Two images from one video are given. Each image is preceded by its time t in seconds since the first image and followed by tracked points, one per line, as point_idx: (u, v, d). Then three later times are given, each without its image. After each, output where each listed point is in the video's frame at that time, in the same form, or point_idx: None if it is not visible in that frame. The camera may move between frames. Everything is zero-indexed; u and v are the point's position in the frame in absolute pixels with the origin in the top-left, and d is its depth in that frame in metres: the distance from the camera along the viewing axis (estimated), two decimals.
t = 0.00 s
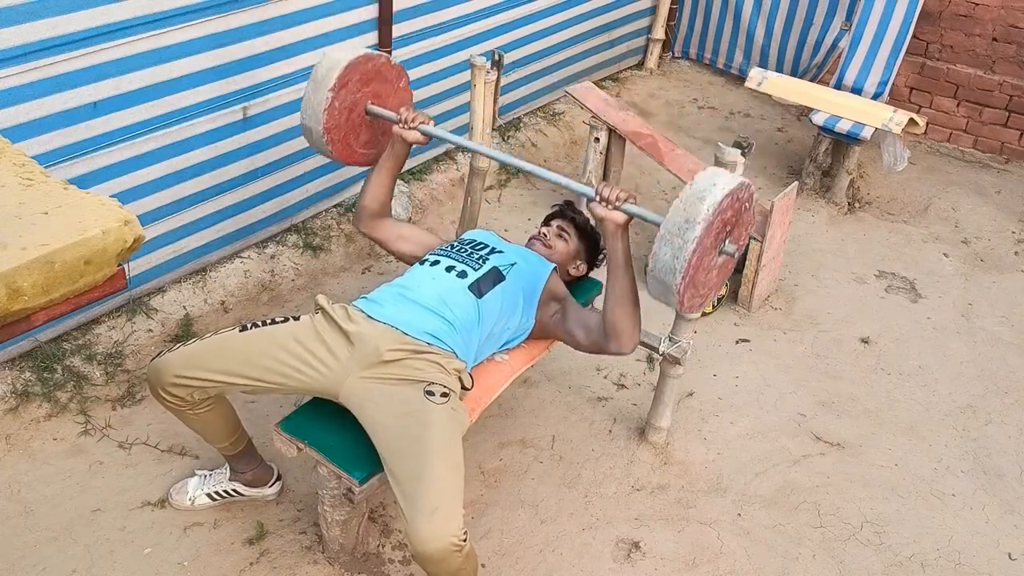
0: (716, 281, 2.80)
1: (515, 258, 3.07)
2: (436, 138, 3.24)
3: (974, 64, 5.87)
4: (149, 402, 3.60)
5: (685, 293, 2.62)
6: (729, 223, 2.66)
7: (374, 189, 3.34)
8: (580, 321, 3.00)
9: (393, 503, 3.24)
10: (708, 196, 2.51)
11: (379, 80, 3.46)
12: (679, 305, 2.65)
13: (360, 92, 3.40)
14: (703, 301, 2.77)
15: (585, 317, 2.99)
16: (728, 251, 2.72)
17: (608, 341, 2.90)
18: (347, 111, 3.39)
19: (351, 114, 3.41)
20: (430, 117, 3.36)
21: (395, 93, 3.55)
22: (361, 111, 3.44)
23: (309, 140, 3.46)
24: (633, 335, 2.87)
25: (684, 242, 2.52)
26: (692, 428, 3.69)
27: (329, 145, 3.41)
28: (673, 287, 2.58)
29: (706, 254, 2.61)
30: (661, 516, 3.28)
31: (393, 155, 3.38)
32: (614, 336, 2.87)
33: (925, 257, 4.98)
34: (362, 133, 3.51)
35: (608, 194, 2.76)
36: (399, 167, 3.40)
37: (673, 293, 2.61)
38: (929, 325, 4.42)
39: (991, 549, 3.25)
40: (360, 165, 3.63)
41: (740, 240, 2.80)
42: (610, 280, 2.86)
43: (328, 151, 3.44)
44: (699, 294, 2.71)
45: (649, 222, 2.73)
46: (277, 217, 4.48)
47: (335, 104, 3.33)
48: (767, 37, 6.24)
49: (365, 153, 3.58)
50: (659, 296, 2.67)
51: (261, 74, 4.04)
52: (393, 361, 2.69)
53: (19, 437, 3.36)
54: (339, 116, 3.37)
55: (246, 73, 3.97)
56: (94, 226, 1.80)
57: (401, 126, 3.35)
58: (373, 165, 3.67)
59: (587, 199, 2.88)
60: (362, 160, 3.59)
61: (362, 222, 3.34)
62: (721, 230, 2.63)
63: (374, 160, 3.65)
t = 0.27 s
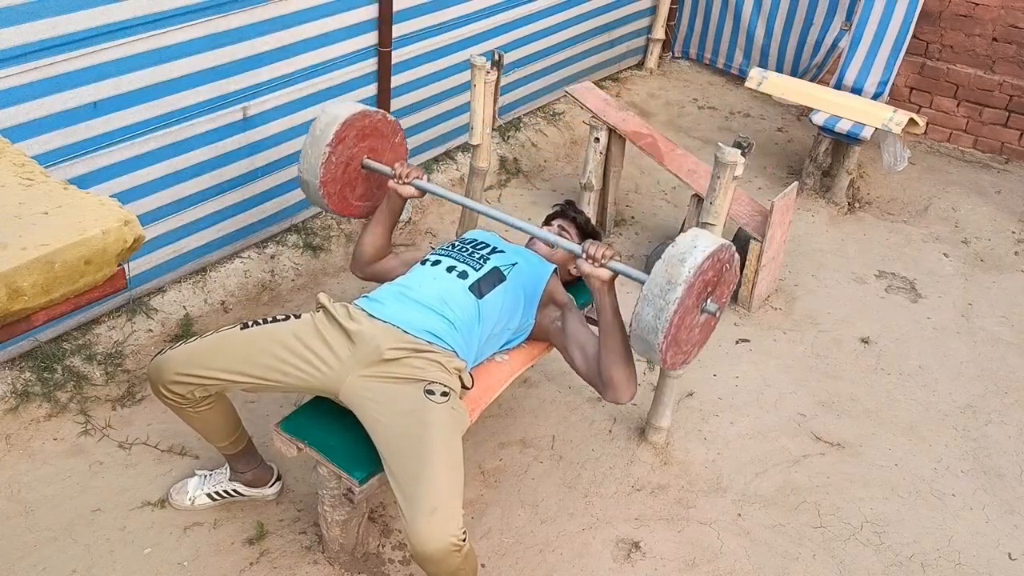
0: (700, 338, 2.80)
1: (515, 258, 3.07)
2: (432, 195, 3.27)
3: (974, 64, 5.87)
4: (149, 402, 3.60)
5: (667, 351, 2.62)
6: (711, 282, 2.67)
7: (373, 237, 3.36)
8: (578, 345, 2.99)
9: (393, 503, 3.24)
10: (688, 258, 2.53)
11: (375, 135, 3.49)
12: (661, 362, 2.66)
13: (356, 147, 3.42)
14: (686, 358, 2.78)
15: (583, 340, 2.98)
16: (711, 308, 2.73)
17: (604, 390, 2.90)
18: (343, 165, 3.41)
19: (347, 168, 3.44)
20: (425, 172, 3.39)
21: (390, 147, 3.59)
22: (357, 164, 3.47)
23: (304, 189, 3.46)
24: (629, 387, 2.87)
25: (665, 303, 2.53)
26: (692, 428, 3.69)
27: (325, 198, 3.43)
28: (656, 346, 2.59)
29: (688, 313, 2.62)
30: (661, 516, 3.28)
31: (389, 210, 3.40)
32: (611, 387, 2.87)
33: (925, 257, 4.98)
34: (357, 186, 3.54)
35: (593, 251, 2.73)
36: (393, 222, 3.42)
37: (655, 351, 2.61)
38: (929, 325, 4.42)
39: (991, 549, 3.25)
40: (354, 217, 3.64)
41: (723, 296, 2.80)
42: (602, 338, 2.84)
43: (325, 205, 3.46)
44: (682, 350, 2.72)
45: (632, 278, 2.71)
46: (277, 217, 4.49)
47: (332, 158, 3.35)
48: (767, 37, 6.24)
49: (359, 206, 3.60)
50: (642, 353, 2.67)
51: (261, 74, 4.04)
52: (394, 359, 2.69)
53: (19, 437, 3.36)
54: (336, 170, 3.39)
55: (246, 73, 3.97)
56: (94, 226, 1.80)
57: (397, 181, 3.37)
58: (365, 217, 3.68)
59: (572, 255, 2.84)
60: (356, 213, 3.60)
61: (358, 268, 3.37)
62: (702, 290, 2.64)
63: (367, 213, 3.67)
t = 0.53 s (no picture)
0: (697, 335, 2.83)
1: (516, 257, 3.08)
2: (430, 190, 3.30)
3: (974, 64, 5.87)
4: (149, 402, 3.60)
5: (664, 346, 2.64)
6: (708, 278, 2.70)
7: (372, 233, 3.39)
8: (578, 343, 3.00)
9: (393, 503, 3.24)
10: (686, 252, 2.55)
11: (373, 132, 3.53)
12: (658, 358, 2.67)
13: (355, 143, 3.46)
14: (683, 355, 2.80)
15: (583, 339, 2.99)
16: (708, 304, 2.75)
17: (604, 388, 2.89)
18: (342, 162, 3.45)
19: (346, 164, 3.48)
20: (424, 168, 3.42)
21: (389, 143, 3.63)
22: (357, 161, 3.51)
23: (305, 187, 3.50)
24: (630, 385, 2.86)
25: (662, 298, 2.55)
26: (692, 428, 3.69)
27: (325, 195, 3.47)
28: (653, 341, 2.60)
29: (685, 308, 2.64)
30: (661, 516, 3.28)
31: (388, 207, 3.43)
32: (611, 385, 2.87)
33: (925, 257, 4.98)
34: (357, 183, 3.57)
35: (591, 247, 2.76)
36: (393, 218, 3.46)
37: (652, 347, 2.63)
38: (929, 325, 4.42)
39: (991, 549, 3.25)
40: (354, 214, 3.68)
41: (720, 294, 2.83)
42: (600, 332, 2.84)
43: (325, 202, 3.49)
44: (678, 347, 2.74)
45: (630, 275, 2.74)
46: (277, 217, 4.49)
47: (331, 154, 3.39)
48: (767, 37, 6.24)
49: (359, 203, 3.64)
50: (638, 349, 2.69)
51: (261, 74, 4.04)
52: (395, 358, 2.69)
53: (19, 437, 3.36)
54: (335, 166, 3.43)
55: (246, 73, 3.97)
56: (94, 226, 1.80)
57: (395, 178, 3.41)
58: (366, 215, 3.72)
59: (570, 251, 2.86)
60: (357, 210, 3.64)
61: (357, 265, 3.41)
62: (699, 286, 2.66)
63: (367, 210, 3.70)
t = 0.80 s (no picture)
0: (725, 261, 2.74)
1: (517, 255, 3.07)
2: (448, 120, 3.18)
3: (974, 64, 5.87)
4: (149, 402, 3.60)
5: (695, 267, 2.55)
6: (740, 197, 2.62)
7: (384, 169, 3.31)
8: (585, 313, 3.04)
9: (393, 503, 3.24)
10: (720, 165, 2.47)
11: (390, 63, 3.42)
12: (687, 281, 2.58)
13: (371, 72, 3.35)
14: (711, 280, 2.71)
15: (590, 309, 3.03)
16: (737, 228, 2.67)
17: (618, 322, 2.89)
18: (358, 90, 3.33)
19: (361, 94, 3.36)
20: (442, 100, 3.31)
21: (405, 78, 3.52)
22: (372, 92, 3.39)
23: (317, 118, 3.36)
24: (642, 313, 2.87)
25: (695, 212, 2.46)
26: (692, 428, 3.69)
27: (339, 124, 3.33)
28: (683, 260, 2.51)
29: (716, 228, 2.56)
30: (660, 516, 3.28)
31: (403, 140, 3.33)
32: (624, 316, 2.87)
33: (925, 257, 4.98)
34: (371, 116, 3.45)
35: (617, 171, 2.73)
36: (408, 152, 3.35)
37: (682, 267, 2.54)
38: (929, 325, 4.42)
39: (991, 549, 3.25)
40: (366, 151, 3.55)
41: (749, 219, 2.75)
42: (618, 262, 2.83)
43: (337, 132, 3.36)
44: (708, 271, 2.66)
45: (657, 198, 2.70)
46: (277, 217, 4.49)
47: (347, 81, 3.26)
48: (767, 37, 6.24)
49: (372, 138, 3.51)
50: (667, 271, 2.60)
51: (261, 74, 4.04)
52: (397, 356, 2.69)
53: (19, 437, 3.36)
54: (350, 94, 3.30)
55: (246, 73, 3.97)
56: (94, 226, 1.80)
57: (412, 108, 3.29)
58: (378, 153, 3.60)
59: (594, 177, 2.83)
60: (369, 145, 3.51)
61: (368, 203, 3.32)
62: (731, 204, 2.58)
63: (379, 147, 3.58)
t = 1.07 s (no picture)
0: (747, 197, 2.70)
1: (517, 254, 3.07)
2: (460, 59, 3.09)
3: (974, 64, 5.87)
4: (149, 402, 3.60)
5: (717, 200, 2.51)
6: (765, 128, 2.57)
7: (415, 124, 3.27)
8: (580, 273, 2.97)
9: (393, 503, 3.24)
10: (745, 93, 2.42)
11: (399, 3, 3.32)
12: (709, 214, 2.54)
13: (380, 12, 3.26)
14: (734, 216, 2.67)
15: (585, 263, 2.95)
16: (762, 161, 2.63)
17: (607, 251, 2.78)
18: (365, 30, 3.25)
19: (369, 35, 3.27)
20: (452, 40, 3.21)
21: (415, 19, 3.42)
22: (380, 33, 3.30)
23: (324, 60, 3.30)
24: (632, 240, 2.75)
25: (719, 141, 2.41)
26: (692, 428, 3.69)
27: (346, 66, 3.27)
28: (706, 191, 2.47)
29: (740, 159, 2.51)
30: (660, 516, 3.28)
31: (422, 86, 3.24)
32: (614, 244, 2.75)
33: (925, 257, 4.98)
34: (380, 58, 3.38)
35: (636, 108, 2.64)
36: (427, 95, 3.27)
37: (705, 199, 2.49)
38: (929, 325, 4.42)
39: (991, 549, 3.25)
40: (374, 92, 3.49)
41: (773, 154, 2.70)
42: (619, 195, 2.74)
43: (344, 73, 3.29)
44: (730, 207, 2.61)
45: (677, 134, 2.61)
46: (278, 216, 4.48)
47: (354, 20, 3.18)
48: (767, 37, 6.24)
49: (380, 80, 3.44)
50: (689, 205, 2.56)
51: (261, 74, 4.04)
52: (397, 354, 2.69)
53: (19, 437, 3.36)
54: (358, 34, 3.22)
55: (246, 73, 3.97)
56: (93, 226, 1.80)
57: (423, 48, 3.20)
58: (385, 94, 3.52)
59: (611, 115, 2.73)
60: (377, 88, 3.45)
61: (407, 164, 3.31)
62: (756, 135, 2.53)
63: (387, 89, 3.51)
